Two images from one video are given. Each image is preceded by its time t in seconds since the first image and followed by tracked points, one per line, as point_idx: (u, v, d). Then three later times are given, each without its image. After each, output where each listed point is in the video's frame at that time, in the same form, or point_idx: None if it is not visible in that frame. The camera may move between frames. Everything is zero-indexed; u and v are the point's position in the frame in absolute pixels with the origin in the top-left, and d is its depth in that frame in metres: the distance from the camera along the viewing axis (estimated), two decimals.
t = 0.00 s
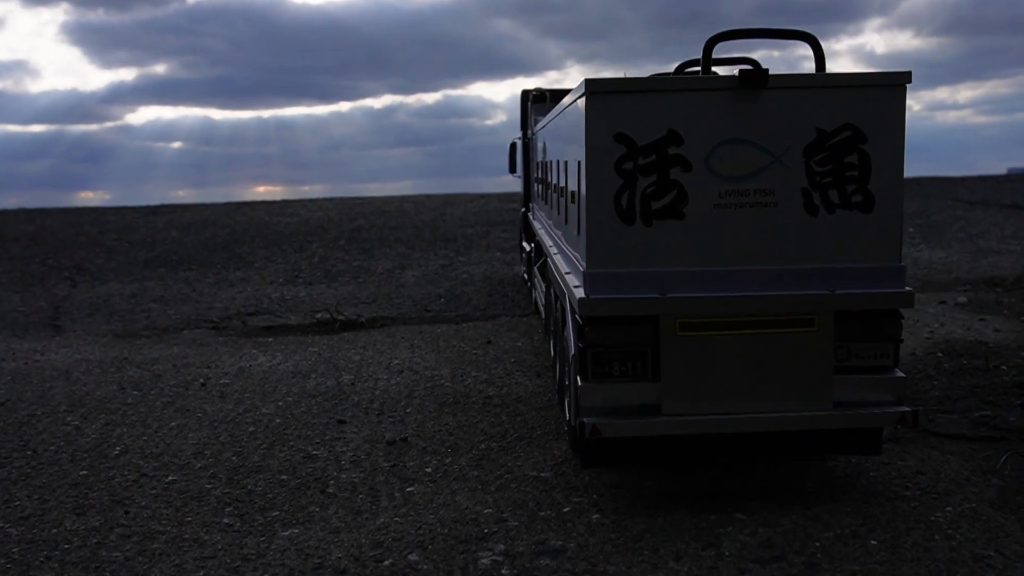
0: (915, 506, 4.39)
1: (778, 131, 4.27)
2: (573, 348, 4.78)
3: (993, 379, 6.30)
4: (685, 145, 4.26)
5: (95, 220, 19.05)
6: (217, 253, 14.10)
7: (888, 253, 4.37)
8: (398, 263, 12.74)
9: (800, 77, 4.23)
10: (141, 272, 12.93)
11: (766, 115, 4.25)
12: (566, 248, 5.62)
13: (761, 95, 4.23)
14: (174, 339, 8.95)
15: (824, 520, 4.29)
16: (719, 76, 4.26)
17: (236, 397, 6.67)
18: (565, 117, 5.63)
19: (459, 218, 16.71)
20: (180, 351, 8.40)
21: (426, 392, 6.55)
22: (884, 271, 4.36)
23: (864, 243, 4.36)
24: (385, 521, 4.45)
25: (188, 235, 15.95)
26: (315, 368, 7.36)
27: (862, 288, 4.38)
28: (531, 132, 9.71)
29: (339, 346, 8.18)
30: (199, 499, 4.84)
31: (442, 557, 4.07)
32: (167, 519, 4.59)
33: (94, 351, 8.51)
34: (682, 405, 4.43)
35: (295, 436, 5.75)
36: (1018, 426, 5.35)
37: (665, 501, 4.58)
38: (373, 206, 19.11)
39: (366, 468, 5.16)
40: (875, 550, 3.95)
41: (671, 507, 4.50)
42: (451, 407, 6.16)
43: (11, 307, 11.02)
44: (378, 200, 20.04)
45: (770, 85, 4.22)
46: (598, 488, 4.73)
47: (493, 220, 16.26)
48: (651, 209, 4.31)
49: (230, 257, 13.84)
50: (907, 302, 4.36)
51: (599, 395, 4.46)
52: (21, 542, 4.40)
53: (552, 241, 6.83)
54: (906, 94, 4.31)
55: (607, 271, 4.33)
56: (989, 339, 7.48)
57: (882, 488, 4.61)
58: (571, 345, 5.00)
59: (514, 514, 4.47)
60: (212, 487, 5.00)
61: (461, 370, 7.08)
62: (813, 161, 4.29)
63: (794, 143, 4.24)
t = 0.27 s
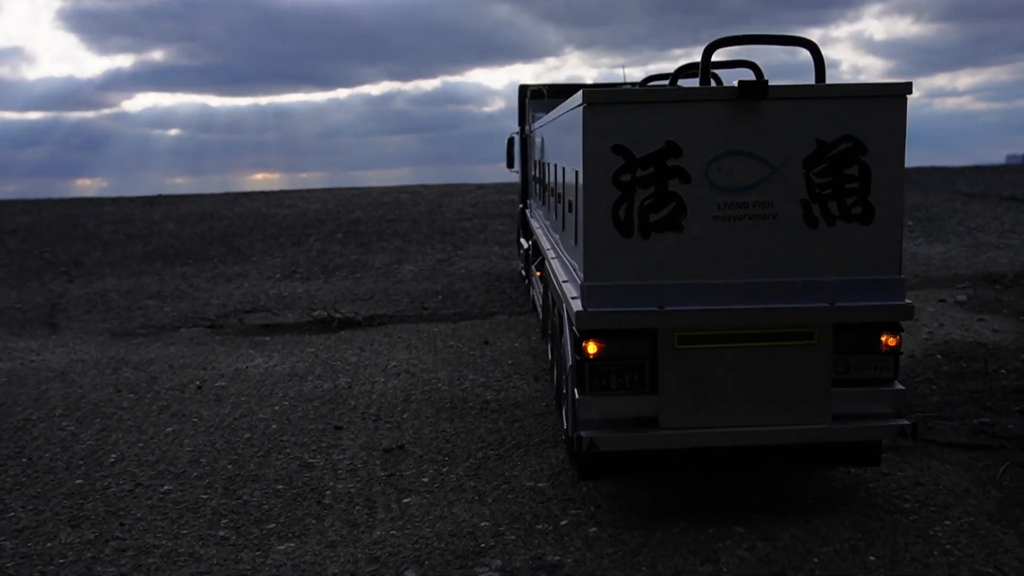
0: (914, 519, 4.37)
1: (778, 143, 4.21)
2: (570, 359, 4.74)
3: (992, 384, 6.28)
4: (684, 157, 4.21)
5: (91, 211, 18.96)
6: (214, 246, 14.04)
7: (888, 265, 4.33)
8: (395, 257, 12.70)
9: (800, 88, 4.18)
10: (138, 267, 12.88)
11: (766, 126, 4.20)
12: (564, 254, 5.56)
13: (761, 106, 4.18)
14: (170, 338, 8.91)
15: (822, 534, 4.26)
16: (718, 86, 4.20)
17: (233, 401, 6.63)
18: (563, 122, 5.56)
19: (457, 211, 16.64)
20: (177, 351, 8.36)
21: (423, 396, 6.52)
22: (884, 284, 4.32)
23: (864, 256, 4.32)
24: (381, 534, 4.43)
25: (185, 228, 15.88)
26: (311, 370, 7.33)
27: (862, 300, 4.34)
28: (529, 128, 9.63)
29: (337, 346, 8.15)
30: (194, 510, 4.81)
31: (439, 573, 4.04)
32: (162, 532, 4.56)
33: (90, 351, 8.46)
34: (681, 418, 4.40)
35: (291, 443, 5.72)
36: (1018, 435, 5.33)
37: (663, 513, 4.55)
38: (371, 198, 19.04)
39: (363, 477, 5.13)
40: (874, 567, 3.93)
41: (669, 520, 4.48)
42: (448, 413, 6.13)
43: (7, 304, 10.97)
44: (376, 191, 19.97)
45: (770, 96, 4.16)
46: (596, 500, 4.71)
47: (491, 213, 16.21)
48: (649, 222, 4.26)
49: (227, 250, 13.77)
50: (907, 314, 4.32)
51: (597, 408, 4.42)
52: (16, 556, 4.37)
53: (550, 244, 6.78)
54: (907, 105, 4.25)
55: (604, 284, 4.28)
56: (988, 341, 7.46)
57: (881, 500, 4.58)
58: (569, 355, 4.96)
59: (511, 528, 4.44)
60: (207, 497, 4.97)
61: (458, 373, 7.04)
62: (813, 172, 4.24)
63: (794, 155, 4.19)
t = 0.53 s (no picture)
0: (916, 543, 4.34)
1: (782, 164, 4.15)
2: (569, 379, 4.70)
3: (994, 396, 6.23)
4: (685, 178, 4.15)
5: (90, 204, 18.87)
6: (213, 243, 13.97)
7: (892, 287, 4.28)
8: (395, 255, 12.64)
9: (804, 108, 4.11)
10: (136, 264, 12.82)
11: (769, 147, 4.14)
12: (564, 268, 5.51)
13: (764, 127, 4.11)
14: (168, 341, 8.85)
15: (823, 559, 4.22)
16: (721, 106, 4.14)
17: (230, 410, 6.59)
18: (564, 134, 5.49)
19: (457, 206, 16.56)
20: (174, 355, 8.31)
21: (422, 406, 6.48)
22: (887, 306, 4.27)
23: (867, 278, 4.27)
24: (379, 557, 4.39)
25: (184, 223, 15.81)
26: (310, 377, 7.28)
27: (865, 323, 4.29)
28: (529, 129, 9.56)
29: (335, 350, 8.10)
30: (190, 529, 4.77)
31: None
32: (157, 553, 4.53)
33: (87, 355, 8.41)
34: (681, 441, 4.35)
35: (289, 456, 5.68)
36: (1020, 452, 5.29)
37: (662, 535, 4.52)
38: (371, 191, 18.96)
39: (360, 494, 5.09)
40: None
41: (669, 543, 4.45)
42: (447, 424, 6.09)
43: (4, 303, 10.92)
44: (376, 184, 19.89)
45: (773, 117, 4.10)
46: (595, 521, 4.67)
47: (491, 208, 16.14)
48: (650, 243, 4.20)
49: (226, 247, 13.71)
50: (910, 337, 4.27)
51: (597, 430, 4.38)
52: None
53: (551, 252, 6.72)
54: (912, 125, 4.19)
55: (604, 307, 4.23)
56: (990, 349, 7.41)
57: (883, 522, 4.54)
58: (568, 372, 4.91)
59: (509, 550, 4.41)
60: (204, 515, 4.93)
61: (457, 381, 7.00)
62: (817, 194, 4.18)
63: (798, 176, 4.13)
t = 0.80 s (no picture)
0: (927, 571, 4.26)
1: (793, 186, 4.05)
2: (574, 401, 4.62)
3: (1006, 411, 6.14)
4: (695, 200, 4.05)
5: (95, 198, 18.82)
6: (217, 240, 13.90)
7: (904, 312, 4.19)
8: (399, 255, 12.55)
9: (816, 129, 4.01)
10: (140, 262, 12.75)
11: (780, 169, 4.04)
12: (569, 283, 5.42)
13: (775, 148, 4.02)
14: (171, 345, 8.79)
15: None
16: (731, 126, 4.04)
17: (232, 421, 6.53)
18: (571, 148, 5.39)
19: (462, 202, 16.45)
20: (177, 361, 8.24)
21: (426, 417, 6.40)
22: (898, 331, 4.19)
23: (878, 302, 4.18)
24: None
25: (188, 219, 15.73)
26: (312, 386, 7.21)
27: (877, 348, 4.21)
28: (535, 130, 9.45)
29: (339, 356, 8.02)
30: (190, 551, 4.71)
31: None
32: None
33: (89, 361, 8.35)
34: (688, 467, 4.27)
35: (291, 472, 5.61)
36: None
37: (669, 561, 4.44)
38: (376, 186, 18.87)
39: (363, 514, 5.02)
40: None
41: (675, 569, 4.37)
42: (450, 438, 6.01)
43: (7, 303, 10.86)
44: (381, 179, 19.80)
45: (785, 138, 4.00)
46: (601, 544, 4.60)
47: (496, 205, 16.04)
48: (658, 266, 4.11)
49: (230, 245, 13.64)
50: (922, 362, 4.18)
51: (603, 455, 4.29)
52: None
53: (556, 262, 6.63)
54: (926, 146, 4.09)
55: (611, 331, 4.14)
56: (1002, 359, 7.30)
57: (894, 548, 4.46)
58: (573, 392, 4.83)
59: None
60: (204, 535, 4.87)
61: (461, 391, 6.92)
62: (828, 217, 4.09)
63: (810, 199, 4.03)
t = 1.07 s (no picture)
0: None
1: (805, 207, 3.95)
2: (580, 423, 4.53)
3: (1020, 425, 6.03)
4: (704, 221, 3.95)
5: (101, 194, 18.77)
6: (223, 239, 13.84)
7: (918, 335, 4.09)
8: (406, 254, 12.48)
9: (829, 149, 3.91)
10: (145, 261, 12.70)
11: (792, 190, 3.94)
12: (576, 298, 5.33)
13: (787, 169, 3.92)
14: (175, 350, 8.74)
15: None
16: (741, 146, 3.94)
17: (235, 432, 6.47)
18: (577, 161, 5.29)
19: (469, 199, 16.35)
20: (181, 367, 8.18)
21: (431, 429, 6.33)
22: (912, 354, 4.09)
23: (892, 325, 4.08)
24: None
25: (194, 216, 15.67)
26: (316, 395, 7.14)
27: (890, 372, 4.11)
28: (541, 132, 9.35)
29: (343, 362, 7.95)
30: (192, 572, 4.65)
31: None
32: None
33: (93, 366, 8.31)
34: (697, 492, 4.18)
35: (294, 487, 5.55)
36: None
37: None
38: (383, 181, 18.79)
39: (366, 533, 4.95)
40: None
41: None
42: (455, 452, 5.94)
43: (12, 304, 10.82)
44: (387, 175, 19.71)
45: (797, 158, 3.90)
46: (607, 568, 4.53)
47: (503, 202, 15.94)
48: (666, 288, 4.01)
49: (236, 243, 13.58)
50: (937, 387, 4.08)
51: (609, 480, 4.21)
52: None
53: (562, 271, 6.54)
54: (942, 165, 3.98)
55: (618, 354, 4.05)
56: (1015, 368, 7.19)
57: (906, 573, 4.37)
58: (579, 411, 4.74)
59: None
60: (206, 555, 4.81)
61: (466, 401, 6.84)
62: (841, 238, 3.99)
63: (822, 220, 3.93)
